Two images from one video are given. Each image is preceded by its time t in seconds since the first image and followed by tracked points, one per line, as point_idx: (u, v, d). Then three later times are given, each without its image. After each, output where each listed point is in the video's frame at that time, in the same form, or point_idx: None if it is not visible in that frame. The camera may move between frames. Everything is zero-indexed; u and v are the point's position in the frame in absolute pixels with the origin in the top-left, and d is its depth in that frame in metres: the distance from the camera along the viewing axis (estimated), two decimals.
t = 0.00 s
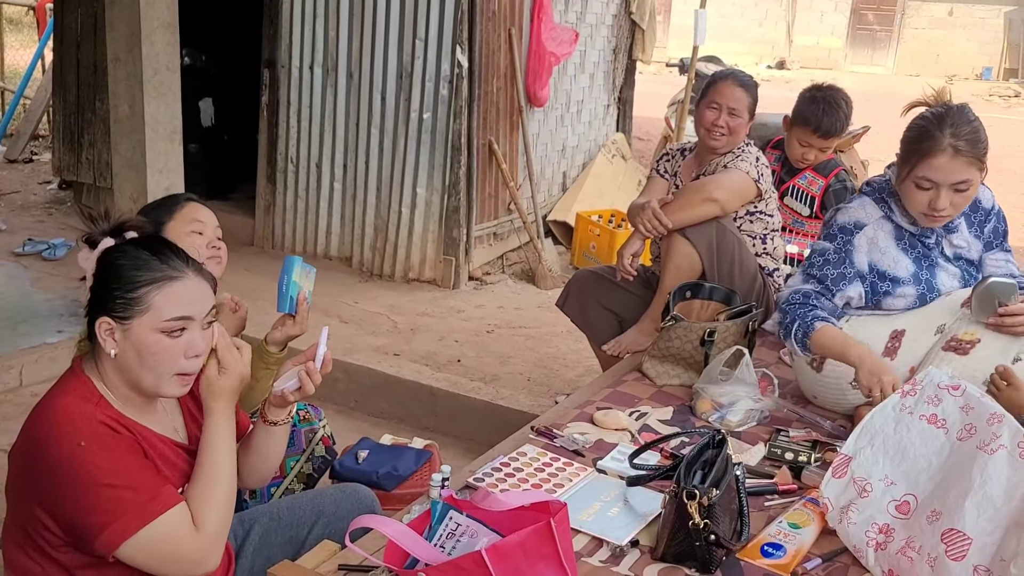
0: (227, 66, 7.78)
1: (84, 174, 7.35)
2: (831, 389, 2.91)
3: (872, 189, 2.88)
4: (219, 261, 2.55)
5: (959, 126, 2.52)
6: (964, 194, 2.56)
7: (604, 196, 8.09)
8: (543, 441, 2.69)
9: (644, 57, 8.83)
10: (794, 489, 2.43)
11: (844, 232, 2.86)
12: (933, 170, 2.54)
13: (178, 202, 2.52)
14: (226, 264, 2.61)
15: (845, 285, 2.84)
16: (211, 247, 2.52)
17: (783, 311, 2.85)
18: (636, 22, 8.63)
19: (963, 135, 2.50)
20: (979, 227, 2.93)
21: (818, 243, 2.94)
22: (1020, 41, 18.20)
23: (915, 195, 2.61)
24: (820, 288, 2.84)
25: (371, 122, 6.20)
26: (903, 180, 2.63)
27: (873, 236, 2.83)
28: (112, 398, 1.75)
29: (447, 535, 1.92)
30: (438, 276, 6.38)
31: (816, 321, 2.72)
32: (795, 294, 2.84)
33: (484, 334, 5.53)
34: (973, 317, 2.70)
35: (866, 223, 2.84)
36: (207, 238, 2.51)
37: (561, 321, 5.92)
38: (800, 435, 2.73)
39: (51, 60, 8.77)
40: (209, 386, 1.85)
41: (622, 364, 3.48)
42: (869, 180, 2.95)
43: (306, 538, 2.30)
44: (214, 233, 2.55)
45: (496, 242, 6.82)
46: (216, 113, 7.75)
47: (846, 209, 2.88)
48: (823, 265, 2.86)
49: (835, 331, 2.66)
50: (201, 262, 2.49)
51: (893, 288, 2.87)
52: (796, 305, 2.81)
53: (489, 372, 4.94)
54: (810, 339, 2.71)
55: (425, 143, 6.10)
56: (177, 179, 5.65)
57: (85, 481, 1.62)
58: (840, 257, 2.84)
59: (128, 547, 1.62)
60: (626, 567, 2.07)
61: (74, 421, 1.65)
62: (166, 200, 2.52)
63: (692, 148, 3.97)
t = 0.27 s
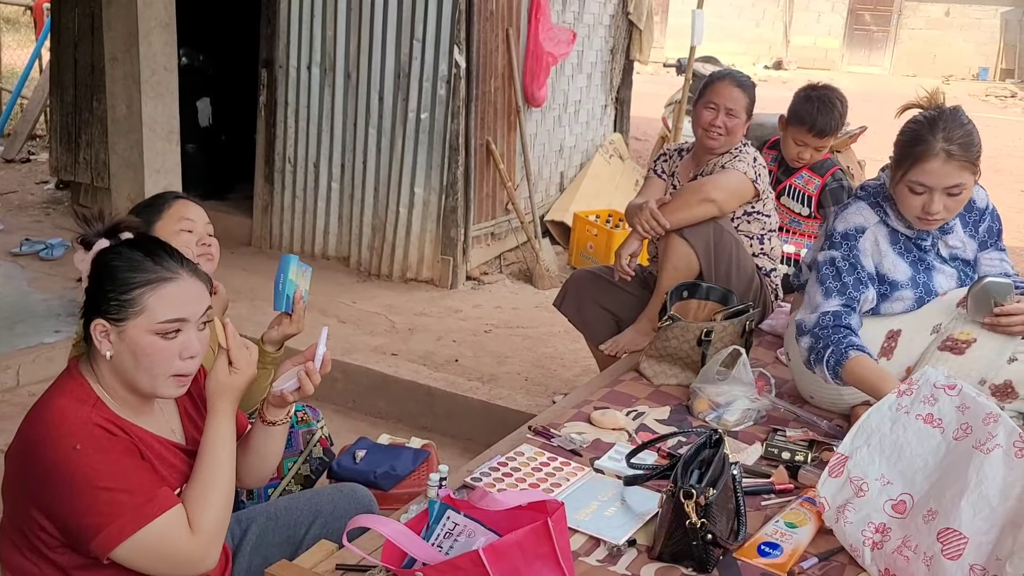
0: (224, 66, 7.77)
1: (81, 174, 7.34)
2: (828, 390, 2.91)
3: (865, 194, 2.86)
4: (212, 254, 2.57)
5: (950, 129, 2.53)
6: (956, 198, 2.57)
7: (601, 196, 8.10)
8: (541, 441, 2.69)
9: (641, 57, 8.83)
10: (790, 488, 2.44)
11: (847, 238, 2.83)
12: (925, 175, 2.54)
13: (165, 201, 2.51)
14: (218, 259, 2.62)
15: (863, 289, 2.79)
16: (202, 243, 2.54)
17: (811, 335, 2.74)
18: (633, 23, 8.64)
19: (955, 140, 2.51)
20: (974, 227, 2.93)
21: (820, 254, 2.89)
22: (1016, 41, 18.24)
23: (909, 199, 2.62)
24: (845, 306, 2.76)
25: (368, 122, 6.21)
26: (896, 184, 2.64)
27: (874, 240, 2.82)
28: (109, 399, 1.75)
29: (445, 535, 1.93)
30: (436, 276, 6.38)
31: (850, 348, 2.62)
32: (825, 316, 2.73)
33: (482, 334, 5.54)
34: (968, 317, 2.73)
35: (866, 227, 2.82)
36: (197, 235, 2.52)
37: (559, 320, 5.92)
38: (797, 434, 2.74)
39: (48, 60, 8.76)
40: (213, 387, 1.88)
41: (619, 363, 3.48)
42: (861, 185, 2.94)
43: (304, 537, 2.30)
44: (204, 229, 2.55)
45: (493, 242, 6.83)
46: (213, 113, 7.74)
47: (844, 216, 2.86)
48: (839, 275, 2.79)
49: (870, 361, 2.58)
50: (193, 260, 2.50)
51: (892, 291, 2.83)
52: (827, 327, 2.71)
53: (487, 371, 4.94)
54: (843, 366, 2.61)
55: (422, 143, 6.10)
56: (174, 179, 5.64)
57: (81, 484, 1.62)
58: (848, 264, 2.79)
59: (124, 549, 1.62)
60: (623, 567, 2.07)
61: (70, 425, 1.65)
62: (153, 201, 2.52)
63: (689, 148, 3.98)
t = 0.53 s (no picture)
0: (223, 66, 7.77)
1: (80, 173, 7.33)
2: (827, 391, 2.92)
3: (868, 197, 2.83)
4: (212, 258, 2.54)
5: (958, 133, 2.53)
6: (964, 201, 2.57)
7: (601, 196, 8.10)
8: (541, 440, 2.69)
9: (640, 57, 8.84)
10: (790, 487, 2.44)
11: (849, 243, 2.79)
12: (932, 178, 2.54)
13: (169, 200, 2.52)
14: (220, 258, 2.61)
15: (863, 294, 2.77)
16: (203, 245, 2.51)
17: (809, 337, 2.74)
18: (632, 22, 8.64)
19: (962, 143, 2.51)
20: (975, 227, 2.94)
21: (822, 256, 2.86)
22: (1015, 41, 18.26)
23: (915, 203, 2.62)
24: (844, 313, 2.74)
25: (368, 121, 6.21)
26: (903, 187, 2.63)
27: (876, 244, 2.79)
28: (111, 399, 1.75)
29: (446, 533, 1.92)
30: (435, 275, 6.38)
31: (846, 355, 2.60)
32: (824, 320, 2.72)
33: (482, 333, 5.54)
34: (969, 317, 2.74)
35: (868, 231, 2.79)
36: (200, 235, 2.51)
37: (558, 320, 5.93)
38: (798, 434, 2.74)
39: (47, 59, 8.76)
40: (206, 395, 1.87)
41: (619, 363, 3.48)
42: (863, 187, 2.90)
43: (305, 536, 2.30)
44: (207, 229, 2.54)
45: (493, 242, 6.83)
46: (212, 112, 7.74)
47: (847, 219, 2.83)
48: (839, 278, 2.77)
49: (863, 371, 2.57)
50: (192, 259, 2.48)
51: (894, 295, 2.83)
52: (825, 333, 2.69)
53: (486, 371, 4.94)
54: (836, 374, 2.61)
55: (422, 143, 6.10)
56: (174, 178, 5.64)
57: (80, 484, 1.61)
58: (849, 268, 2.77)
59: (118, 552, 1.61)
60: (624, 566, 2.08)
61: (72, 424, 1.65)
62: (157, 200, 2.52)
63: (689, 148, 3.98)
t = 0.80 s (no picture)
0: (222, 65, 7.76)
1: (78, 172, 7.32)
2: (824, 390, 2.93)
3: (868, 196, 2.83)
4: (212, 258, 2.55)
5: (961, 134, 2.53)
6: (965, 203, 2.58)
7: (599, 195, 8.11)
8: (539, 439, 2.69)
9: (639, 56, 8.85)
10: (789, 486, 2.44)
11: (844, 240, 2.78)
12: (933, 180, 2.54)
13: (170, 199, 2.52)
14: (219, 259, 2.62)
15: (850, 292, 2.77)
16: (201, 246, 2.52)
17: (785, 326, 2.78)
18: (631, 22, 8.65)
19: (965, 145, 2.51)
20: (976, 229, 2.94)
21: (816, 253, 2.86)
22: (1013, 41, 18.27)
23: (916, 204, 2.62)
24: (822, 303, 2.74)
25: (366, 120, 6.20)
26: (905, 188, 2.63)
27: (873, 243, 2.78)
28: (105, 398, 1.75)
29: (445, 532, 1.92)
30: (433, 274, 6.38)
31: (810, 336, 2.65)
32: (797, 309, 2.76)
33: (480, 332, 5.54)
34: (968, 317, 2.75)
35: (865, 231, 2.78)
36: (199, 237, 2.51)
37: (557, 319, 5.93)
38: (796, 433, 2.74)
39: (45, 58, 8.75)
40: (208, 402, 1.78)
41: (618, 361, 3.49)
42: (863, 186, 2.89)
43: (304, 534, 2.30)
44: (208, 229, 2.54)
45: (491, 241, 6.83)
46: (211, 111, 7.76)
47: (847, 218, 2.81)
48: (825, 276, 2.76)
49: (828, 346, 2.61)
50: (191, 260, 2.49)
51: (893, 295, 2.83)
52: (797, 319, 2.73)
53: (485, 370, 4.94)
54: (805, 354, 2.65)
55: (420, 142, 6.10)
56: (172, 177, 5.64)
57: (61, 481, 1.60)
58: (841, 266, 2.76)
59: (95, 550, 1.59)
60: (622, 564, 2.08)
61: (58, 419, 1.65)
62: (158, 199, 2.52)
63: (687, 147, 3.98)
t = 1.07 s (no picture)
0: (219, 65, 7.76)
1: (75, 173, 7.31)
2: (822, 391, 2.93)
3: (867, 196, 2.83)
4: (208, 263, 2.53)
5: (958, 134, 2.53)
6: (961, 203, 2.58)
7: (597, 196, 8.11)
8: (537, 440, 2.69)
9: (637, 57, 8.85)
10: (786, 487, 2.44)
11: (844, 242, 2.78)
12: (930, 178, 2.54)
13: (170, 202, 2.51)
14: (218, 261, 2.61)
15: (849, 294, 2.77)
16: (197, 251, 2.50)
17: (791, 333, 2.78)
18: (629, 22, 8.65)
19: (962, 144, 2.52)
20: (973, 231, 2.94)
21: (815, 254, 2.85)
22: (1011, 42, 18.29)
23: (913, 202, 2.62)
24: (826, 308, 2.75)
25: (364, 120, 6.20)
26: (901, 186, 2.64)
27: (872, 243, 2.78)
28: (99, 399, 1.75)
29: (442, 533, 1.92)
30: (431, 275, 6.38)
31: (822, 347, 2.65)
32: (802, 315, 2.75)
33: (478, 333, 5.54)
34: (967, 319, 2.74)
35: (864, 232, 2.78)
36: (196, 240, 2.49)
37: (554, 320, 5.93)
38: (794, 434, 2.74)
39: (42, 58, 8.73)
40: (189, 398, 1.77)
41: (615, 362, 3.49)
42: (862, 186, 2.90)
43: (301, 536, 2.30)
44: (206, 233, 2.53)
45: (489, 241, 6.82)
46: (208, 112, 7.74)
47: (845, 218, 2.81)
48: (825, 276, 2.76)
49: (841, 357, 2.61)
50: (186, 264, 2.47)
51: (892, 296, 2.83)
52: (805, 327, 2.73)
53: (482, 371, 4.94)
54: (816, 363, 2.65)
55: (418, 142, 6.10)
56: (170, 177, 5.63)
57: (60, 486, 1.60)
58: (843, 267, 2.75)
59: (101, 555, 1.60)
60: (620, 566, 2.08)
61: (55, 425, 1.64)
62: (158, 201, 2.52)
63: (687, 145, 3.98)
